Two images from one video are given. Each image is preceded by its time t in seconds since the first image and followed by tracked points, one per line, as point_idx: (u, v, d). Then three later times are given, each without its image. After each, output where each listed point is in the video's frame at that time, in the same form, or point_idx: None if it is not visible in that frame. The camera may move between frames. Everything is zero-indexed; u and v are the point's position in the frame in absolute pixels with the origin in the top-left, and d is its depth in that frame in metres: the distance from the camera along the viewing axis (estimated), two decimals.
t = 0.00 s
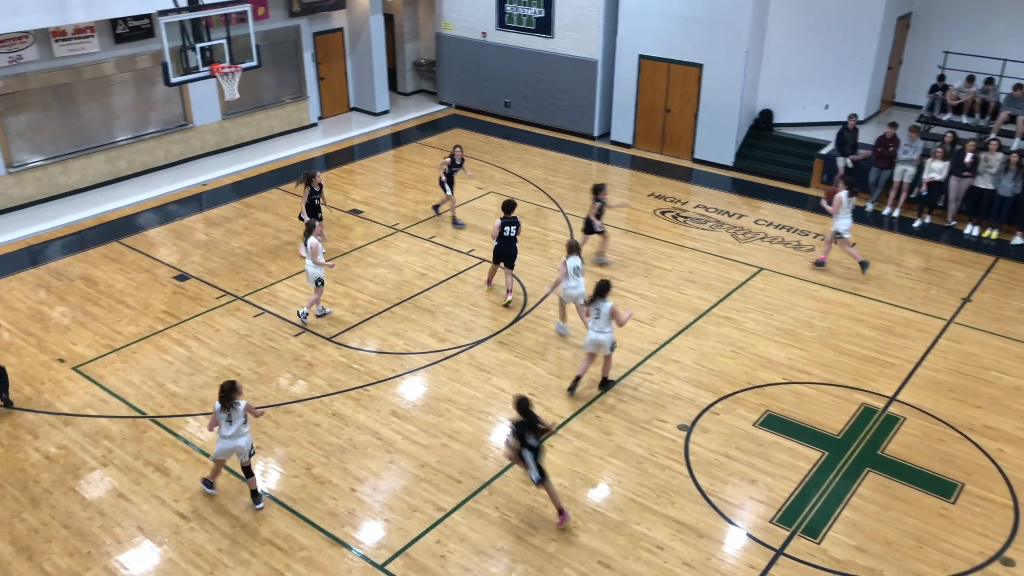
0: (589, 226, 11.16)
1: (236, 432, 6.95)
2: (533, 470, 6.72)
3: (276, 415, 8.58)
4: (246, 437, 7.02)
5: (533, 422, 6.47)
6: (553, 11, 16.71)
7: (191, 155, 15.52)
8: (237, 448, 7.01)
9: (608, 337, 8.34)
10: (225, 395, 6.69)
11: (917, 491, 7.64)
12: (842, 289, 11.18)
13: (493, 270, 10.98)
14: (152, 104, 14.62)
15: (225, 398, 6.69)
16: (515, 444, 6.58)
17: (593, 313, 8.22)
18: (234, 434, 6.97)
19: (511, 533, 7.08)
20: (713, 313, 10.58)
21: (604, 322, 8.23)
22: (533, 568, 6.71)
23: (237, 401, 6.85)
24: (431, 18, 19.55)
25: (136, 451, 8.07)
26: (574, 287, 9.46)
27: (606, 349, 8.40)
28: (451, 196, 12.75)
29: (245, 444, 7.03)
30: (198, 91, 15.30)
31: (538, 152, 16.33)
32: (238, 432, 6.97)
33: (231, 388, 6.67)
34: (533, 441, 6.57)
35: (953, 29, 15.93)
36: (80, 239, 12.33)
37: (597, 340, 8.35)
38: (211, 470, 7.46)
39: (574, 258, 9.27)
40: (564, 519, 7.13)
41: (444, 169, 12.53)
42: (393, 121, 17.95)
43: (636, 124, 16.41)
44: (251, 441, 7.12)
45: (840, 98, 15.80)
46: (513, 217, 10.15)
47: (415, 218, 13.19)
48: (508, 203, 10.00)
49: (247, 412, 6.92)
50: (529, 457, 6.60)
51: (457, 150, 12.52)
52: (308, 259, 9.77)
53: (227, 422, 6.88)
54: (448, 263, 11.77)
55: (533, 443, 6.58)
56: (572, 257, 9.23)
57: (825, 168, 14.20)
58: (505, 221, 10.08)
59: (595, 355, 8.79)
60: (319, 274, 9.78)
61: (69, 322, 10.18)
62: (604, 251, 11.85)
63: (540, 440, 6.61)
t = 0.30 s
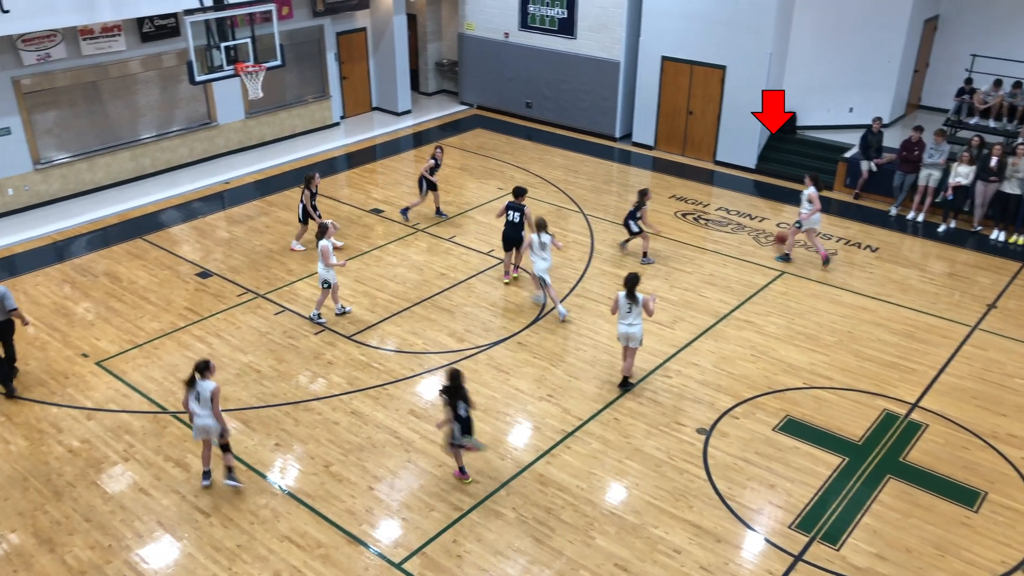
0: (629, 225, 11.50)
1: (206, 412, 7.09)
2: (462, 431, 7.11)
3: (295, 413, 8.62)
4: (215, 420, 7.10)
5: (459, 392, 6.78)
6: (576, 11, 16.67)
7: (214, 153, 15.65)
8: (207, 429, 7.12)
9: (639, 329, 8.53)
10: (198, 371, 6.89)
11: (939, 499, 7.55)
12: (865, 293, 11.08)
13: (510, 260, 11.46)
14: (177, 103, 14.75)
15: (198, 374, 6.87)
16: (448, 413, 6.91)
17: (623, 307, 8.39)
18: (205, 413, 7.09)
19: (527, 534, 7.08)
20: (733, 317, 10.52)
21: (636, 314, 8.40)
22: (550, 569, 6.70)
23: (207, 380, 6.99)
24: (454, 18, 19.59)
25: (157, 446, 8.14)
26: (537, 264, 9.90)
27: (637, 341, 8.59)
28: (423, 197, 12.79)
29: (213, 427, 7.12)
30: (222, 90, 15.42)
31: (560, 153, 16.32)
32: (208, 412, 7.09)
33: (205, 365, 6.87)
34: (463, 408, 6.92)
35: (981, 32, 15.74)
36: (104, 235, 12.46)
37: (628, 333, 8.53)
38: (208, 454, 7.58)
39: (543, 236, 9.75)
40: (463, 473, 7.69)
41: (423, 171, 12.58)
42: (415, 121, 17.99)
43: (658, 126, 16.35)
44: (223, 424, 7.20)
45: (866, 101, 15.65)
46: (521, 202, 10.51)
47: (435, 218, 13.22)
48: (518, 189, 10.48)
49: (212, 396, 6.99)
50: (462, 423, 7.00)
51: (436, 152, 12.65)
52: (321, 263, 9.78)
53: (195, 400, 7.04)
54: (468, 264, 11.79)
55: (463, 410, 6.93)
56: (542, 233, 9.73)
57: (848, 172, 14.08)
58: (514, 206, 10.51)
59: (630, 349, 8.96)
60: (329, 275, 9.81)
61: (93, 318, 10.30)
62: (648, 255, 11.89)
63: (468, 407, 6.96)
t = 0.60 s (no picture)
0: (653, 209, 11.87)
1: (196, 395, 7.40)
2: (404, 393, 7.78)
3: (314, 409, 8.66)
4: (202, 403, 7.40)
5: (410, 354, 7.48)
6: (598, 11, 16.62)
7: (236, 149, 15.74)
8: (196, 408, 7.47)
9: (662, 321, 8.74)
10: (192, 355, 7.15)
11: (961, 505, 7.47)
12: (887, 296, 10.98)
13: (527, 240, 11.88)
14: (200, 99, 14.85)
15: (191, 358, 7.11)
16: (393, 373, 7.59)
17: (647, 300, 8.60)
18: (195, 394, 7.40)
19: (544, 533, 7.07)
20: (754, 318, 10.46)
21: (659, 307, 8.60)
22: (566, 569, 6.69)
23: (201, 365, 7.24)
24: (476, 17, 19.60)
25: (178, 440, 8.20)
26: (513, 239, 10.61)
27: (661, 333, 8.79)
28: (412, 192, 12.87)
29: (200, 409, 7.44)
30: (245, 87, 15.52)
31: (580, 153, 16.29)
32: (198, 394, 7.39)
33: (199, 352, 7.09)
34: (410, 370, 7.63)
35: (1009, 32, 15.54)
36: (127, 231, 12.57)
37: (652, 326, 8.74)
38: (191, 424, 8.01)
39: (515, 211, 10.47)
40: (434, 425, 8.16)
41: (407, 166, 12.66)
42: (436, 119, 18.01)
43: (680, 126, 16.29)
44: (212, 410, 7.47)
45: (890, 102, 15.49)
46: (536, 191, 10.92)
47: (454, 216, 13.23)
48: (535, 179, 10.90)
49: (200, 381, 7.26)
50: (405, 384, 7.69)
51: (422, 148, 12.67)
52: (338, 262, 9.81)
53: (189, 380, 7.35)
54: (487, 262, 11.79)
55: (407, 370, 7.61)
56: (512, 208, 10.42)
57: (872, 174, 13.97)
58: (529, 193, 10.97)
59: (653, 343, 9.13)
60: (345, 273, 9.83)
61: (115, 312, 10.39)
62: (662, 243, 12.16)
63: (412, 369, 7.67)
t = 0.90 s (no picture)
0: (674, 208, 12.30)
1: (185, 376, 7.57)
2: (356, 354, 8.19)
3: (334, 405, 8.72)
4: (191, 383, 7.57)
5: (364, 321, 7.86)
6: (621, 9, 16.58)
7: (260, 146, 15.86)
8: (185, 387, 7.65)
9: (686, 313, 8.81)
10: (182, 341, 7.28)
11: (984, 511, 7.39)
12: (910, 299, 10.88)
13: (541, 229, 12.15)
14: (224, 96, 14.98)
15: (183, 343, 7.24)
16: (344, 334, 8.01)
17: (672, 291, 8.66)
18: (184, 373, 7.58)
19: (561, 532, 7.07)
20: (774, 320, 10.40)
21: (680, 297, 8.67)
22: (583, 568, 6.69)
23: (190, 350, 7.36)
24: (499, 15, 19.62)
25: (200, 434, 8.28)
26: (489, 214, 11.30)
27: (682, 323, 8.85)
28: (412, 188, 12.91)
29: (189, 390, 7.62)
30: (268, 84, 15.63)
31: (601, 152, 16.26)
32: (187, 374, 7.56)
33: (190, 338, 7.20)
34: (363, 335, 8.03)
35: None
36: (151, 225, 12.69)
37: (677, 318, 8.79)
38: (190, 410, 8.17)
39: (500, 188, 11.20)
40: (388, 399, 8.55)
41: (404, 167, 12.69)
42: (457, 117, 18.05)
43: (702, 126, 16.23)
44: (202, 389, 7.67)
45: (917, 103, 15.33)
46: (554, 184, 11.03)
47: (474, 215, 13.25)
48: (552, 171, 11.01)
49: (190, 366, 7.41)
50: (357, 347, 8.09)
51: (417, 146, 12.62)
52: (360, 259, 9.86)
53: (178, 361, 7.50)
54: (506, 260, 11.81)
55: (358, 334, 8.01)
56: (495, 185, 11.19)
57: (896, 175, 13.84)
58: (544, 185, 11.07)
59: (674, 335, 9.21)
60: (368, 269, 9.89)
61: (139, 306, 10.51)
62: (684, 231, 12.52)
63: (365, 334, 8.05)
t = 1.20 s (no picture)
0: (674, 208, 12.30)
1: (185, 376, 7.58)
2: (356, 353, 8.19)
3: (334, 405, 8.72)
4: (191, 383, 7.58)
5: (364, 320, 7.86)
6: (621, 9, 16.58)
7: (260, 146, 15.86)
8: (185, 387, 7.65)
9: (686, 313, 8.81)
10: (182, 341, 7.27)
11: (985, 511, 7.39)
12: (910, 299, 10.88)
13: (541, 229, 12.16)
14: (224, 96, 14.98)
15: (183, 343, 7.24)
16: (344, 334, 8.01)
17: (672, 291, 8.66)
18: (184, 373, 7.58)
19: (561, 532, 7.07)
20: (775, 320, 10.40)
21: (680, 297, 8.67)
22: (583, 568, 6.69)
23: (191, 351, 7.36)
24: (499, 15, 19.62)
25: (200, 434, 8.28)
26: (489, 214, 11.30)
27: (683, 323, 8.84)
28: (412, 188, 12.91)
29: (189, 390, 7.62)
30: (268, 84, 15.63)
31: (601, 152, 16.26)
32: (187, 374, 7.56)
33: (190, 338, 7.21)
34: (364, 336, 8.03)
35: None
36: (151, 226, 12.69)
37: (677, 318, 8.79)
38: (190, 410, 8.16)
39: (500, 188, 11.21)
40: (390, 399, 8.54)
41: (404, 167, 12.70)
42: (457, 117, 18.05)
43: (702, 126, 16.23)
44: (202, 389, 7.67)
45: (917, 103, 15.33)
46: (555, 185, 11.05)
47: (474, 215, 13.25)
48: (551, 171, 11.01)
49: (190, 366, 7.41)
50: (356, 347, 8.09)
51: (417, 146, 12.62)
52: (360, 259, 9.86)
53: (178, 361, 7.51)
54: (507, 260, 11.80)
55: (358, 334, 8.00)
56: (495, 185, 11.19)
57: (896, 175, 13.85)
58: (544, 185, 11.07)
59: (674, 335, 9.22)
60: (367, 268, 9.88)
61: (139, 306, 10.51)
62: (684, 232, 12.50)
63: (365, 334, 8.05)
